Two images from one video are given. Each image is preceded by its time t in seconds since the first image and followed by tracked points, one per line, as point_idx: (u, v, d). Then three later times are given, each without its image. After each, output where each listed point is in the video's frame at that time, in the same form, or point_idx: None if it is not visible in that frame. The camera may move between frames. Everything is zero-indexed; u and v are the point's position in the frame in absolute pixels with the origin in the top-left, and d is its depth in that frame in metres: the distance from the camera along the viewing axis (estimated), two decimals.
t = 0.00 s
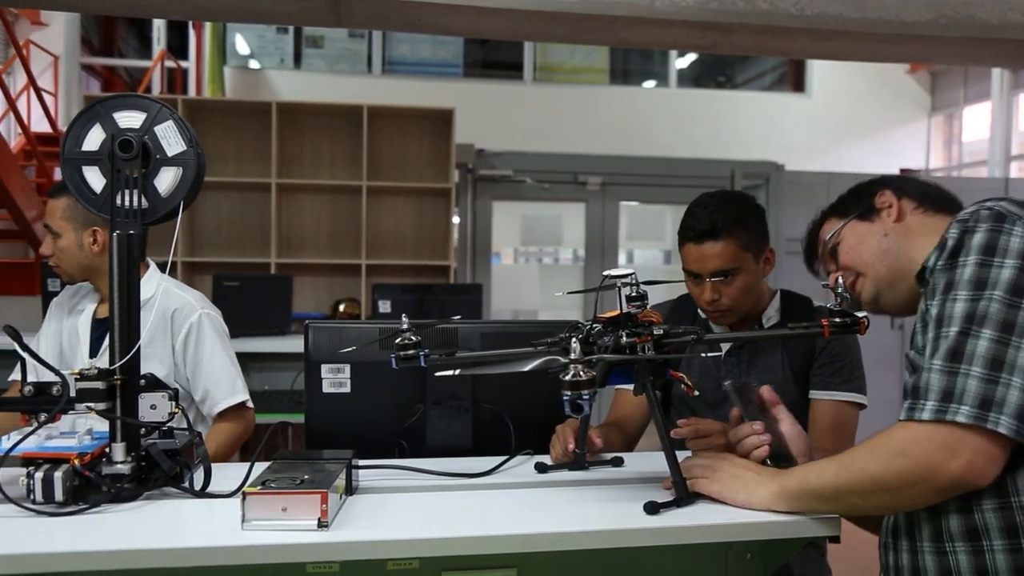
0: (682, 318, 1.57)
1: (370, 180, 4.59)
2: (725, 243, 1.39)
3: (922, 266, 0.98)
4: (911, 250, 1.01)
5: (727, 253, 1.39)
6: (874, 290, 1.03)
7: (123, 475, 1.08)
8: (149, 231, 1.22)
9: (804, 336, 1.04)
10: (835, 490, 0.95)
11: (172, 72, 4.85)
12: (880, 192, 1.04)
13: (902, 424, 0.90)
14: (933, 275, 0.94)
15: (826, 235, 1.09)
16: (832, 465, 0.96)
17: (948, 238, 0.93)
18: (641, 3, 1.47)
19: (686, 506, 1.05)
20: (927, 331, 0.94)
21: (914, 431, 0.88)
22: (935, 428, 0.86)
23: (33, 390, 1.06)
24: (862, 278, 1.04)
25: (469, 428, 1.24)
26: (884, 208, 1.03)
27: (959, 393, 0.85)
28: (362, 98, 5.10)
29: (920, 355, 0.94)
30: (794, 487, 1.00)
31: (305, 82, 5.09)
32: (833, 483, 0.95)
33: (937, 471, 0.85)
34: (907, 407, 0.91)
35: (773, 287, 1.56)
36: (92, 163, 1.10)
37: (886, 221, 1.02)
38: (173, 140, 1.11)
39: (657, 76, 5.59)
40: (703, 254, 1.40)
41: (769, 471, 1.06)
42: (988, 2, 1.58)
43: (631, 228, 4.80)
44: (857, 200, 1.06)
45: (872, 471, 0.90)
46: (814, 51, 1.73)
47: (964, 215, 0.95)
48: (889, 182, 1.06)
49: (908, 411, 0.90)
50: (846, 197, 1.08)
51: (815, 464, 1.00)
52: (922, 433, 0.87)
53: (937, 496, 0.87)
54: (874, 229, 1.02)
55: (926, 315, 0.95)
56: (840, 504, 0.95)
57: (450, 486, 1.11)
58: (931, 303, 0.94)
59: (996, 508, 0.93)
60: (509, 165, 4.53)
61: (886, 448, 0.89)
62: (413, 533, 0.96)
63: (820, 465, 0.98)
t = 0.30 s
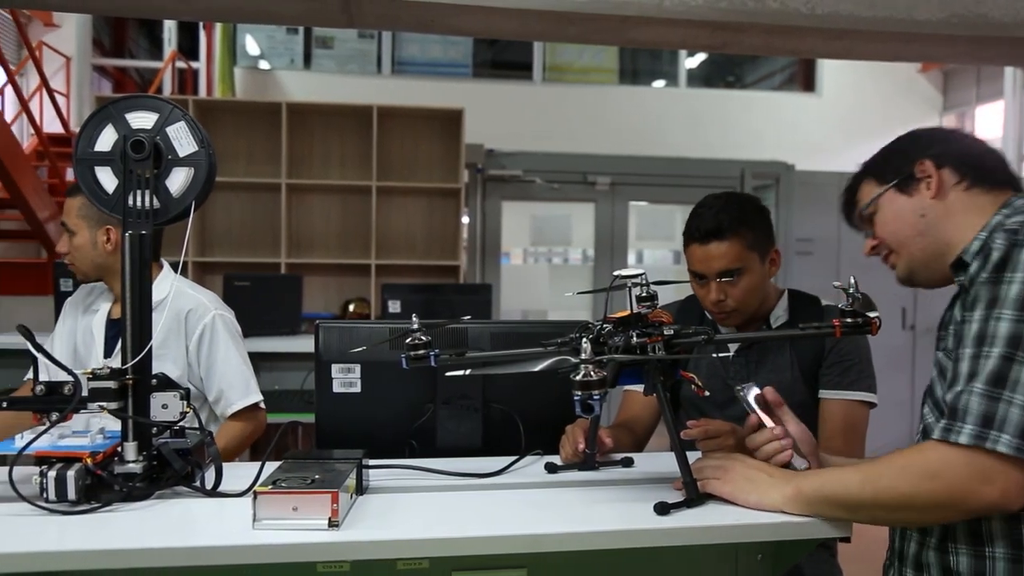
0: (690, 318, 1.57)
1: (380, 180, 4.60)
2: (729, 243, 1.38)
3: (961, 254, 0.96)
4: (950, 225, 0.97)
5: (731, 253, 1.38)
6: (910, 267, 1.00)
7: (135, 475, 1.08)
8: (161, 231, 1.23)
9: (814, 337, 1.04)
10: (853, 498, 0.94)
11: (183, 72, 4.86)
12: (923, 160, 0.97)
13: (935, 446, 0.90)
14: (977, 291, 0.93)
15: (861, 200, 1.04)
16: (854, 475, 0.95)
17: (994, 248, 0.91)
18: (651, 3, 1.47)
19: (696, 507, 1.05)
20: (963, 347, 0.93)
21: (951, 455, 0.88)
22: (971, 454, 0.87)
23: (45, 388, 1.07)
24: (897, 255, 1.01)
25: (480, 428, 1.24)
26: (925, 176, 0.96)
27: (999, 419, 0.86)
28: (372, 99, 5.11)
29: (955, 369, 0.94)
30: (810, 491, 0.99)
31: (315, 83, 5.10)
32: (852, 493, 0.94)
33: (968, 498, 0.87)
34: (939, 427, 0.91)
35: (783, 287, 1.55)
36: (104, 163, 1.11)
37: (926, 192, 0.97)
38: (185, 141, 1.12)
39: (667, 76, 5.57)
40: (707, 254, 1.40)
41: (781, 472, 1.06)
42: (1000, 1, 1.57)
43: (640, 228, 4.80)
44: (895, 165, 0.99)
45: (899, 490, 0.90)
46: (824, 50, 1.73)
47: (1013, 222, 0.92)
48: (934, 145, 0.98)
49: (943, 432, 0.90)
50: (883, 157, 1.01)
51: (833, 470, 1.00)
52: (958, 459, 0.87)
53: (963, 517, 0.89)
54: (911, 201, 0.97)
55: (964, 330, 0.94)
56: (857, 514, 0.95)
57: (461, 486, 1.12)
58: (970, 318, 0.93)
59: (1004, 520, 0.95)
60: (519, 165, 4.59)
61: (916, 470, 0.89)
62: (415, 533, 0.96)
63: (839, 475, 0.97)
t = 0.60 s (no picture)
0: (701, 319, 1.57)
1: (390, 180, 4.61)
2: (746, 230, 1.39)
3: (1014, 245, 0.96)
4: (1005, 207, 0.95)
5: (748, 240, 1.39)
6: (948, 244, 1.00)
7: (147, 474, 1.09)
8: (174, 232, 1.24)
9: (825, 338, 1.03)
10: (879, 512, 0.94)
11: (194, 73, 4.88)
12: (993, 136, 0.94)
13: (971, 473, 0.91)
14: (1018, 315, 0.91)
15: (914, 164, 1.01)
16: (883, 490, 0.94)
17: None
18: (661, 3, 1.47)
19: (708, 508, 1.05)
20: (1001, 370, 0.92)
21: (988, 487, 0.89)
22: (1004, 485, 0.88)
23: (57, 388, 1.07)
24: (937, 230, 1.00)
25: (490, 428, 1.24)
26: (990, 153, 0.94)
27: None
28: (382, 99, 5.12)
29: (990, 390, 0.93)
30: (832, 498, 0.98)
31: (325, 84, 5.12)
32: (880, 508, 0.94)
33: (1000, 529, 0.89)
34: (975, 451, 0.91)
35: (794, 288, 1.55)
36: (117, 164, 1.11)
37: (988, 169, 0.94)
38: (196, 142, 1.12)
39: (677, 76, 5.55)
40: (726, 239, 1.40)
41: (794, 473, 1.05)
42: None
43: (650, 228, 4.81)
44: (963, 134, 0.96)
45: (932, 515, 0.91)
46: (835, 49, 1.72)
47: None
48: (1010, 119, 0.94)
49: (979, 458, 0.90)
50: (951, 124, 0.97)
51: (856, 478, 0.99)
52: (994, 490, 0.89)
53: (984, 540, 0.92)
54: (969, 176, 0.95)
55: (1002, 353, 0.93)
56: (881, 527, 0.95)
57: (473, 486, 1.12)
58: (1010, 342, 0.92)
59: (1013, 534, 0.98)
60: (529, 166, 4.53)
61: (952, 498, 0.90)
62: (425, 534, 0.96)
63: (868, 488, 0.96)
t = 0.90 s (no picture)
0: (714, 319, 1.56)
1: (400, 180, 4.61)
2: (770, 231, 1.38)
3: None
4: None
5: (773, 241, 1.38)
6: (976, 228, 0.97)
7: (159, 473, 1.09)
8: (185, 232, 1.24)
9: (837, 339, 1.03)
10: (888, 518, 0.94)
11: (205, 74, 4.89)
12: None
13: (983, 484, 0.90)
14: None
15: (960, 138, 0.96)
16: (894, 495, 0.94)
17: None
18: (672, 3, 1.46)
19: (719, 508, 1.05)
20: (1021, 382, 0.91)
21: (1001, 501, 0.88)
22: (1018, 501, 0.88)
23: (69, 387, 1.07)
24: (968, 212, 0.97)
25: (500, 428, 1.24)
26: None
27: None
28: (392, 100, 5.13)
29: (1008, 402, 0.92)
30: (842, 502, 0.98)
31: (336, 85, 5.13)
32: (889, 513, 0.94)
33: (1011, 543, 0.88)
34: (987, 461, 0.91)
35: (807, 291, 1.55)
36: (129, 164, 1.12)
37: None
38: (208, 142, 1.13)
39: (688, 75, 5.53)
40: (750, 240, 1.39)
41: (807, 475, 1.05)
42: None
43: (660, 228, 4.81)
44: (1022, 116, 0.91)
45: (941, 524, 0.91)
46: (846, 49, 1.71)
47: None
48: None
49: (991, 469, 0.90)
50: (1010, 104, 0.92)
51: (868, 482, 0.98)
52: (1007, 504, 0.88)
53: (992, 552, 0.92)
54: (1016, 164, 0.92)
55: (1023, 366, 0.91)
56: (891, 533, 0.95)
57: (484, 486, 1.12)
58: None
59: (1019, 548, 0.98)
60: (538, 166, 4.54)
61: (962, 509, 0.90)
62: (434, 534, 0.96)
63: (879, 492, 0.95)
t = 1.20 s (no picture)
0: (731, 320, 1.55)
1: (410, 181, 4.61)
2: (800, 239, 1.37)
3: None
4: None
5: (802, 250, 1.37)
6: (991, 226, 0.94)
7: (171, 472, 1.10)
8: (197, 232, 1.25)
9: (849, 338, 1.02)
10: (893, 524, 0.93)
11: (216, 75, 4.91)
12: None
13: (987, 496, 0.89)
14: None
15: (981, 132, 0.92)
16: (899, 501, 0.93)
17: None
18: (682, 3, 1.46)
19: (730, 509, 1.04)
20: None
21: (1004, 514, 0.87)
22: None
23: (81, 387, 1.07)
24: (986, 208, 0.94)
25: (511, 428, 1.24)
26: None
27: None
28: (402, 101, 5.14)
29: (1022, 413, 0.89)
30: (847, 504, 0.97)
31: (346, 85, 5.14)
32: (894, 519, 0.93)
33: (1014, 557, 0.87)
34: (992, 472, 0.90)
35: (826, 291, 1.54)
36: (142, 165, 1.13)
37: None
38: (220, 142, 1.13)
39: (698, 75, 5.50)
40: (779, 248, 1.38)
41: (820, 476, 1.04)
42: None
43: (671, 228, 4.81)
44: None
45: (942, 532, 0.90)
46: (857, 48, 1.70)
47: None
48: None
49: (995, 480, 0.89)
50: None
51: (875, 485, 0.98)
52: (1013, 519, 0.87)
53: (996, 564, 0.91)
54: None
55: None
56: (893, 537, 0.95)
57: (494, 487, 1.12)
58: None
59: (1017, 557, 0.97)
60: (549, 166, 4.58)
61: (967, 520, 0.89)
62: (443, 534, 0.96)
63: (884, 496, 0.95)
